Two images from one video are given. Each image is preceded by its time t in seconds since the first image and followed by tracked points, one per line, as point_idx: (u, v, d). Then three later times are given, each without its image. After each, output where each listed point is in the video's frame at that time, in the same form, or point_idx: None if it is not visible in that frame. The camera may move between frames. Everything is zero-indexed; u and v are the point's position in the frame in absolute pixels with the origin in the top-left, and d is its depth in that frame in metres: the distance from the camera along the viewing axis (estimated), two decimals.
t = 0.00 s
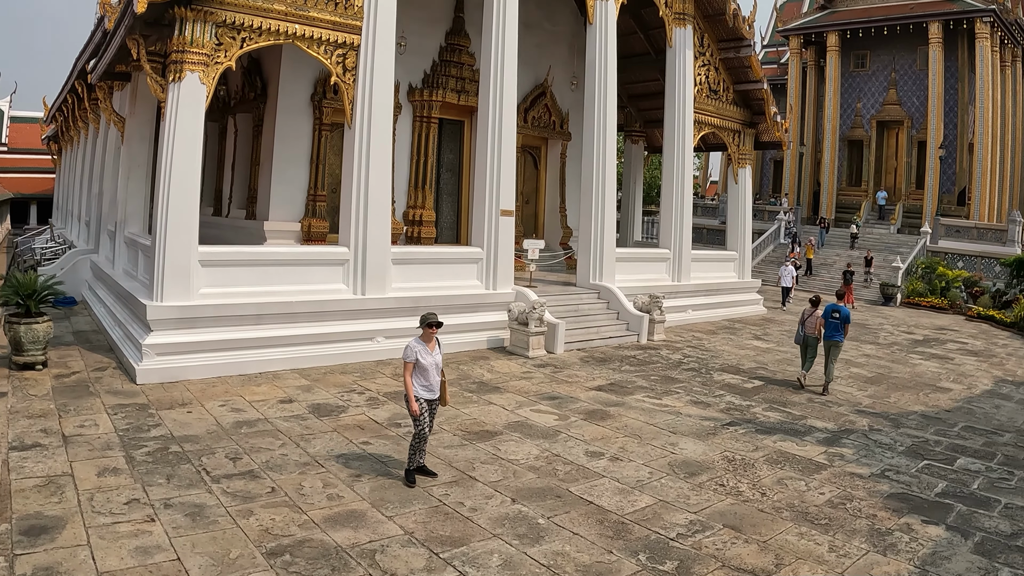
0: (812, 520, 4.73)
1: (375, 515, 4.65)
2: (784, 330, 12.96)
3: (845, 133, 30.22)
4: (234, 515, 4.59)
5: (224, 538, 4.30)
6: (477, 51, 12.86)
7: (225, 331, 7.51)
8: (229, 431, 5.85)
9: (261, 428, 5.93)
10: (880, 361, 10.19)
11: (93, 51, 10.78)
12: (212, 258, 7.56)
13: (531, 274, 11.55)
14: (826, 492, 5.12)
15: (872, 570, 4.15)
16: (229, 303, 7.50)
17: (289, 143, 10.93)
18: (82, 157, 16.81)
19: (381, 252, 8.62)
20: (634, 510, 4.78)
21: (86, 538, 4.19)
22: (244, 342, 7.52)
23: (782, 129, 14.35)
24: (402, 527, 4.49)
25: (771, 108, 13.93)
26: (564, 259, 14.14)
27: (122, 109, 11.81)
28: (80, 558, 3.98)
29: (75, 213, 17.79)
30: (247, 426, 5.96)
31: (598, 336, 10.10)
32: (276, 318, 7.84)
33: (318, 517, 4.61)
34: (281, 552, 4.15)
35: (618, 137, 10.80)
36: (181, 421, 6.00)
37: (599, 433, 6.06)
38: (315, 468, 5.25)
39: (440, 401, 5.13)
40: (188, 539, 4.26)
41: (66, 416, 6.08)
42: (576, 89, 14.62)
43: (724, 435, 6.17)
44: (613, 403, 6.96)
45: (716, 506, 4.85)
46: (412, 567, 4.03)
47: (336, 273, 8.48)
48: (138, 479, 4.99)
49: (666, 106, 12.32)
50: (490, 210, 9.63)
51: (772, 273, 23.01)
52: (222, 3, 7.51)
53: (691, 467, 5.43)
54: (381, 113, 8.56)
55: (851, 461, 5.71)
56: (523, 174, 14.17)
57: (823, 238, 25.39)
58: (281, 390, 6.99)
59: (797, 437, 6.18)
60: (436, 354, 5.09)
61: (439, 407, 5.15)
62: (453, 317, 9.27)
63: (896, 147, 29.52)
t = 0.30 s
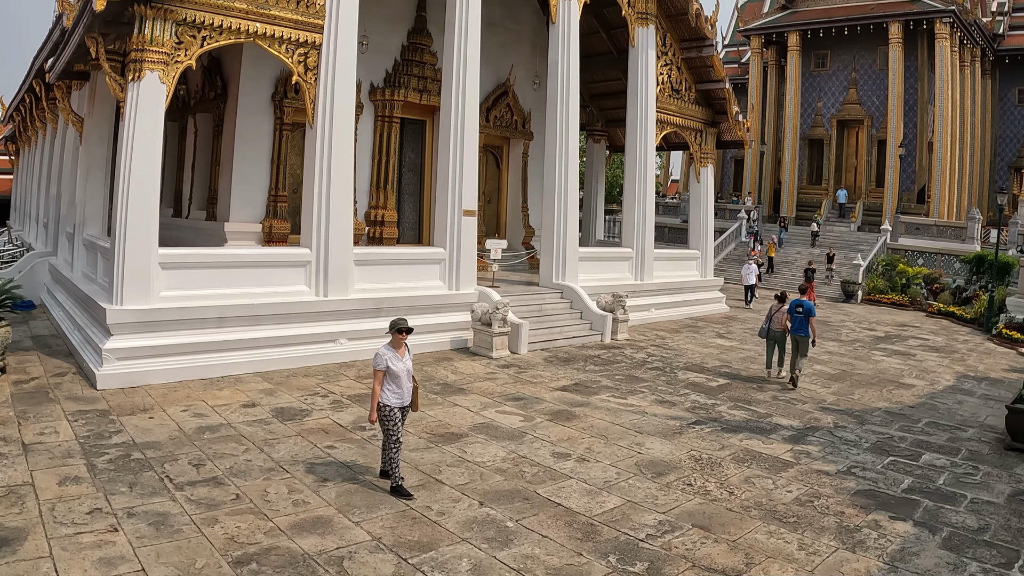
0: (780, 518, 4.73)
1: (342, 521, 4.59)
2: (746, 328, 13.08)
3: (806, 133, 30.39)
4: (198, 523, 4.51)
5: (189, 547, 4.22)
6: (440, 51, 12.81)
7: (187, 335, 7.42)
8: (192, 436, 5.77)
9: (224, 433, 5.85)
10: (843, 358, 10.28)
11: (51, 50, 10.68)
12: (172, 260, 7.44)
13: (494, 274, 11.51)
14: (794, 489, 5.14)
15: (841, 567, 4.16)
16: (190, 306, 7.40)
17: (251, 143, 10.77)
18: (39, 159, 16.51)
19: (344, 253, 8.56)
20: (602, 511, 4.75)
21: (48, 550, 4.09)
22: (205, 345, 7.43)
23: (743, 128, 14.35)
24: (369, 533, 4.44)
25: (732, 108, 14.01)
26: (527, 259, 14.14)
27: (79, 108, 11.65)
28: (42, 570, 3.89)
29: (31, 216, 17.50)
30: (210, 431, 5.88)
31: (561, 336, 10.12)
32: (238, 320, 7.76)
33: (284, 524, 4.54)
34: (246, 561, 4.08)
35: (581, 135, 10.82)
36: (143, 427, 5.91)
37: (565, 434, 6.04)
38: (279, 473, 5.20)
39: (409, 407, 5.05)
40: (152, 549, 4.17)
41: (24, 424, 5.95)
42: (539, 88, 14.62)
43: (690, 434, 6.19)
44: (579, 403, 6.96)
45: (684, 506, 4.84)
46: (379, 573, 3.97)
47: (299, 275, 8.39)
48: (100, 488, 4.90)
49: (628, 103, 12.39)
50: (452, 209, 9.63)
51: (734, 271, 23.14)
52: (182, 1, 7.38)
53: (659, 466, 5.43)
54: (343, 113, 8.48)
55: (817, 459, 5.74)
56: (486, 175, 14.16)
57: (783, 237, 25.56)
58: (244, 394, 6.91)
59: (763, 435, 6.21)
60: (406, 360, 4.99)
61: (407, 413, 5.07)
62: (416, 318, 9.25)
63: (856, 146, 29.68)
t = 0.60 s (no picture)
0: (745, 516, 4.73)
1: (305, 526, 4.53)
2: (706, 326, 13.23)
3: (764, 131, 30.69)
4: (159, 531, 4.42)
5: (151, 556, 4.13)
6: (399, 49, 12.60)
7: (145, 338, 7.29)
8: (151, 442, 5.69)
9: (184, 438, 5.78)
10: (804, 355, 10.39)
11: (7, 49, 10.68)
12: (129, 262, 7.30)
13: (453, 274, 11.44)
14: (758, 487, 5.16)
15: (808, 564, 4.16)
16: (148, 308, 7.27)
17: (208, 142, 10.55)
18: None
19: (303, 254, 8.49)
20: (567, 513, 4.73)
21: (7, 561, 3.98)
22: (164, 348, 7.31)
23: (704, 128, 14.60)
24: (333, 538, 4.38)
25: (692, 107, 14.21)
26: (485, 258, 14.10)
27: (34, 107, 11.50)
28: None
29: None
30: (169, 436, 5.81)
31: (521, 335, 10.13)
32: (196, 323, 7.65)
33: (246, 530, 4.47)
34: (209, 569, 4.00)
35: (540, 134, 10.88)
36: (101, 433, 5.82)
37: (529, 435, 6.04)
38: (240, 479, 5.14)
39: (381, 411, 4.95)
40: (113, 558, 4.08)
41: None
42: (498, 87, 14.57)
43: (653, 433, 6.21)
44: (540, 404, 6.96)
45: (650, 505, 4.84)
46: None
47: (258, 275, 8.31)
48: (58, 497, 4.79)
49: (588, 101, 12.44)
50: (411, 208, 9.62)
51: (693, 270, 23.24)
52: None
53: (622, 466, 5.43)
54: (302, 111, 8.42)
55: (780, 456, 5.79)
56: (444, 174, 14.08)
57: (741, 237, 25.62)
58: (203, 398, 6.82)
59: (726, 434, 6.25)
60: (373, 363, 4.86)
61: (378, 418, 4.98)
62: (377, 318, 9.22)
63: (813, 145, 29.91)
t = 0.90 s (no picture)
0: (705, 514, 4.74)
1: (263, 531, 4.46)
2: (661, 324, 13.32)
3: (720, 130, 30.98)
4: (115, 538, 4.32)
5: (106, 563, 4.03)
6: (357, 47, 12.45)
7: (99, 341, 7.15)
8: (106, 447, 5.58)
9: (139, 442, 5.68)
10: (761, 353, 10.46)
11: None
12: (82, 263, 7.17)
13: (410, 274, 11.35)
14: (717, 485, 5.18)
15: (769, 562, 4.17)
16: (102, 310, 7.13)
17: (161, 141, 10.40)
18: None
19: (258, 254, 8.42)
20: (527, 514, 4.71)
21: None
22: (118, 351, 7.18)
23: (659, 126, 14.55)
24: (292, 543, 4.31)
25: (649, 107, 14.20)
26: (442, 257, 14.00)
27: None
28: None
29: None
30: (124, 441, 5.70)
31: (479, 335, 10.11)
32: (151, 324, 7.52)
33: (204, 536, 4.38)
34: None
35: (497, 133, 10.87)
36: (54, 438, 5.69)
37: (487, 435, 6.02)
38: (197, 483, 5.07)
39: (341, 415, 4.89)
40: (67, 567, 3.97)
41: None
42: (455, 86, 14.56)
43: (612, 432, 6.22)
44: (498, 403, 6.95)
45: (610, 505, 4.82)
46: None
47: (213, 276, 8.19)
48: (9, 505, 4.66)
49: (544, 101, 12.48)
50: (368, 207, 9.56)
51: (650, 269, 23.26)
52: None
53: (581, 466, 5.43)
54: (257, 109, 8.36)
55: (738, 454, 5.83)
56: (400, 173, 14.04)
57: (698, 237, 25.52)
58: (158, 401, 6.72)
59: (684, 432, 6.29)
60: (334, 366, 4.78)
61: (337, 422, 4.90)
62: (334, 318, 9.17)
63: (769, 145, 30.34)
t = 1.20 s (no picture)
0: (664, 513, 4.75)
1: (220, 536, 4.39)
2: (617, 322, 13.40)
3: (677, 130, 31.30)
4: (69, 545, 4.21)
5: (60, 571, 3.93)
6: (313, 46, 12.37)
7: (52, 344, 7.01)
8: (59, 452, 5.46)
9: (93, 447, 5.57)
10: (718, 351, 10.56)
11: None
12: (33, 264, 7.03)
13: (366, 274, 11.32)
14: (676, 484, 5.19)
15: (729, 560, 4.18)
16: (54, 312, 7.00)
17: (114, 140, 10.27)
18: None
19: (213, 254, 8.33)
20: (486, 514, 4.69)
21: None
22: (72, 354, 7.04)
23: (616, 125, 14.63)
24: (249, 548, 4.25)
25: (606, 107, 14.26)
26: (399, 258, 13.99)
27: None
28: None
29: None
30: (78, 446, 5.59)
31: (435, 335, 10.09)
32: (105, 327, 7.38)
33: (160, 542, 4.30)
34: None
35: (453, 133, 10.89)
36: (6, 444, 5.55)
37: (445, 436, 6.00)
38: (153, 488, 4.99)
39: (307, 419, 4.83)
40: None
41: None
42: (412, 86, 14.53)
43: (570, 432, 6.24)
44: (456, 404, 6.94)
45: (568, 505, 4.82)
46: None
47: (167, 277, 8.07)
48: None
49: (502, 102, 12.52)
50: (324, 208, 9.55)
51: (606, 267, 23.41)
52: None
53: (539, 466, 5.42)
54: (213, 108, 8.28)
55: (696, 452, 5.86)
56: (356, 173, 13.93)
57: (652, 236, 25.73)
58: (112, 405, 6.61)
59: (642, 431, 6.31)
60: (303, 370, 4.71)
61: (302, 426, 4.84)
62: (290, 319, 9.09)
63: (725, 145, 30.50)
